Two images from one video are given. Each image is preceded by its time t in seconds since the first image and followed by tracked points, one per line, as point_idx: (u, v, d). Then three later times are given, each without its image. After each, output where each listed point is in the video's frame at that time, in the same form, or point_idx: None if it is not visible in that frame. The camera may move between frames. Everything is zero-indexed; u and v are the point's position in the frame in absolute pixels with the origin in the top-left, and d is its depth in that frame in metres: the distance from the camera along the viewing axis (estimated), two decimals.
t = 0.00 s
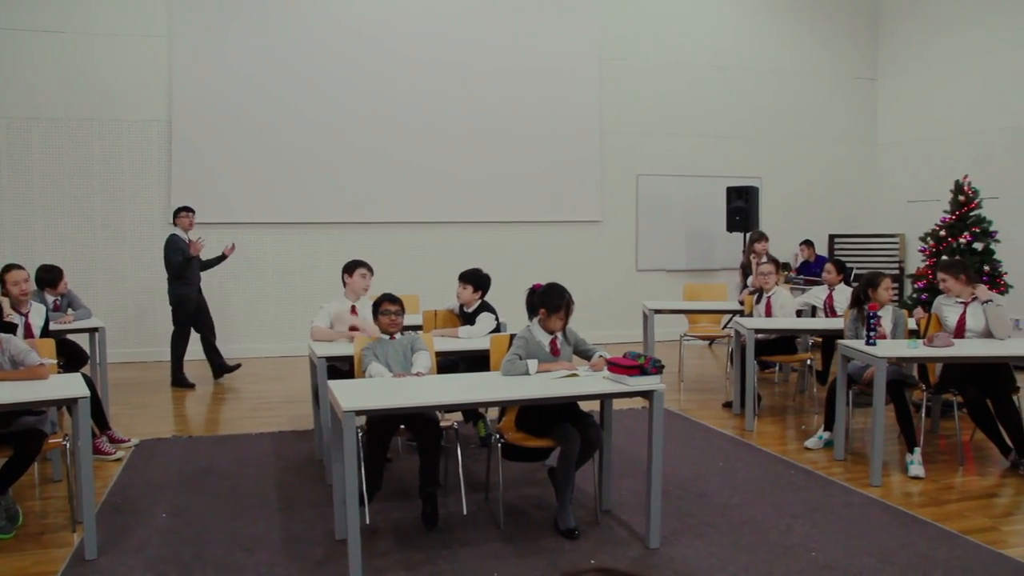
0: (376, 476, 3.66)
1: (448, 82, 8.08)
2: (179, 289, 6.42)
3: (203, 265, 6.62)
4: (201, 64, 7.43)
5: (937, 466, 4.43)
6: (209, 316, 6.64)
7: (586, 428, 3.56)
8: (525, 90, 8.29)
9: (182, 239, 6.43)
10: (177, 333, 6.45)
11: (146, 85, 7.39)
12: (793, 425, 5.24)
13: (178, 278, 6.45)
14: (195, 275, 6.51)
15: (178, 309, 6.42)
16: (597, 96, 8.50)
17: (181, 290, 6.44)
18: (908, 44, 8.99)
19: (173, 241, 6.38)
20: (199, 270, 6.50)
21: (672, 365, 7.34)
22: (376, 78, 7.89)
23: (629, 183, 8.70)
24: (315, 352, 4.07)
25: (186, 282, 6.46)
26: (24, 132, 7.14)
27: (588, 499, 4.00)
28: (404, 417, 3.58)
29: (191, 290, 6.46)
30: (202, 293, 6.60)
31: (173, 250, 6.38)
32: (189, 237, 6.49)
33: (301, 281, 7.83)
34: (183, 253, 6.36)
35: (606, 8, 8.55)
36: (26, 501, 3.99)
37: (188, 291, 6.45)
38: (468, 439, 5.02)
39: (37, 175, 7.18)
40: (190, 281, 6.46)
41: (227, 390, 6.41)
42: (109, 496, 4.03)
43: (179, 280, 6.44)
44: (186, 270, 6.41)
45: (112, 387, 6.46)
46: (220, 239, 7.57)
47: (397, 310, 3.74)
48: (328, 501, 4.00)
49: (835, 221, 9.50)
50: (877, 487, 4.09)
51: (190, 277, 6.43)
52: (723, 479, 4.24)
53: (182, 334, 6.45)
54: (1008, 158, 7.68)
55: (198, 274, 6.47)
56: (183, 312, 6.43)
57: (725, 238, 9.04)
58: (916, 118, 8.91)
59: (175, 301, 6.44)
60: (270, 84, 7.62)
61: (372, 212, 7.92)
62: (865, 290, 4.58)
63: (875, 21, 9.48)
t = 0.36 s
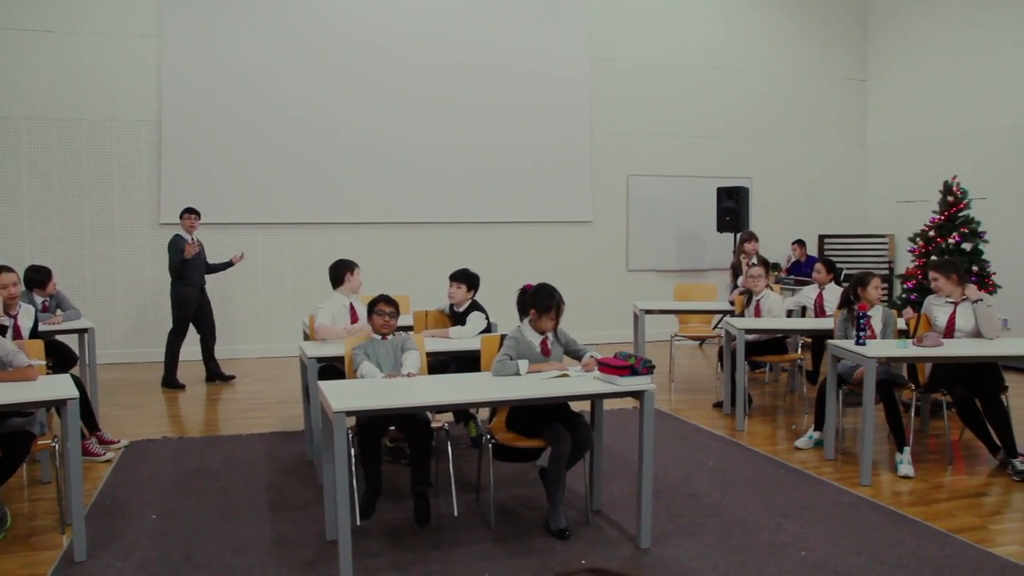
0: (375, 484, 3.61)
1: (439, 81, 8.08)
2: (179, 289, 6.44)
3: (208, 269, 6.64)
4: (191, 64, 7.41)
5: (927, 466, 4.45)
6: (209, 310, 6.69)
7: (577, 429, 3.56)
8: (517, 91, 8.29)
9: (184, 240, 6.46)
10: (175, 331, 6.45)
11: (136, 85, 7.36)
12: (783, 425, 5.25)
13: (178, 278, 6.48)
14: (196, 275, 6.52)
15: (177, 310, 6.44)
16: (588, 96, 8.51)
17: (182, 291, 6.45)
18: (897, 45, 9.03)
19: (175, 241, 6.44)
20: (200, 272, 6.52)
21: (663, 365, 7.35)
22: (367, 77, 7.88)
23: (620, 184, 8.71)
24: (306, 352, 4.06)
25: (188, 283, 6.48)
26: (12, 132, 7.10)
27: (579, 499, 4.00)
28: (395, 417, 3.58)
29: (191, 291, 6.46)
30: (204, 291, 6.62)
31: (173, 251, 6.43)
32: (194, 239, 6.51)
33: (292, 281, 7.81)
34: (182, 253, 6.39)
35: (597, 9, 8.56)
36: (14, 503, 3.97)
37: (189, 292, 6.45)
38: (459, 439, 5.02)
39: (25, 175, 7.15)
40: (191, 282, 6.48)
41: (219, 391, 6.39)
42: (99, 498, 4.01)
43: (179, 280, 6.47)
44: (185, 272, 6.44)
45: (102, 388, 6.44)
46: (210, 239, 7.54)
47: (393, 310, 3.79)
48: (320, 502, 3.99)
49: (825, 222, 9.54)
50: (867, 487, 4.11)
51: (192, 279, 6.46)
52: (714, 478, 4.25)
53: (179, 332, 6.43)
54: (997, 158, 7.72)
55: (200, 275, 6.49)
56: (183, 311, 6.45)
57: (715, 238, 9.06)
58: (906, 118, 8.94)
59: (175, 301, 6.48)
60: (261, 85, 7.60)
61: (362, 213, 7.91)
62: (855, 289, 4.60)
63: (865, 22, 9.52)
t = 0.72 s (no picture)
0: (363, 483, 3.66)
1: (425, 81, 8.07)
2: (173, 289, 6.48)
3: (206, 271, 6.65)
4: (175, 63, 7.37)
5: (910, 464, 4.48)
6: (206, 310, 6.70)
7: (563, 429, 3.56)
8: (503, 91, 8.30)
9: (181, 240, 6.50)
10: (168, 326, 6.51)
11: (119, 84, 7.31)
12: (768, 424, 5.27)
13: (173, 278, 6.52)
14: (191, 277, 6.54)
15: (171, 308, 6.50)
16: (574, 96, 8.52)
17: (177, 291, 6.50)
18: (881, 46, 9.08)
19: (173, 241, 6.45)
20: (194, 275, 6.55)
21: (649, 365, 7.37)
22: (353, 77, 7.86)
23: (606, 184, 8.73)
24: (291, 353, 4.04)
25: (183, 284, 6.53)
26: None
27: (565, 499, 4.01)
28: (380, 418, 3.57)
29: (185, 291, 6.50)
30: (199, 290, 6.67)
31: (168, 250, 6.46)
32: (190, 238, 6.55)
33: (277, 282, 7.77)
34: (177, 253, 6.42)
35: (583, 9, 8.57)
36: None
37: (183, 292, 6.49)
38: (444, 440, 5.02)
39: (7, 175, 7.08)
40: (186, 283, 6.52)
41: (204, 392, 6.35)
42: (81, 500, 3.98)
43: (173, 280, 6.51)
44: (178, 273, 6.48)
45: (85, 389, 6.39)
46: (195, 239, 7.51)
47: (377, 311, 3.75)
48: (305, 503, 3.98)
49: (809, 222, 9.59)
50: (851, 486, 4.13)
51: (188, 280, 6.51)
52: (699, 478, 4.26)
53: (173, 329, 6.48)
54: (979, 159, 7.78)
55: (195, 278, 6.55)
56: (176, 311, 6.50)
57: (700, 238, 9.10)
58: (890, 120, 9.00)
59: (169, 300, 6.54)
60: (245, 84, 7.56)
61: (347, 213, 7.89)
62: (839, 289, 4.62)
63: (849, 23, 9.57)
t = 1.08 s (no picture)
0: (339, 484, 3.69)
1: (408, 81, 8.06)
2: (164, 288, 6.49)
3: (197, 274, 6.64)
4: (156, 62, 7.32)
5: (891, 463, 4.51)
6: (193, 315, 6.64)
7: (546, 429, 3.57)
8: (486, 91, 8.30)
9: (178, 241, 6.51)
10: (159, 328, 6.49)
11: (99, 83, 7.25)
12: (751, 424, 5.30)
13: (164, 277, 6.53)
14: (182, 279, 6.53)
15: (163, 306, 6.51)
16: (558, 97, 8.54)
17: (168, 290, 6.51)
18: (862, 47, 9.15)
19: (169, 242, 6.44)
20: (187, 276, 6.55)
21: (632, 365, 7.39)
22: (335, 77, 7.84)
23: (590, 185, 8.75)
24: (273, 354, 4.02)
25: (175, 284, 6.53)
26: None
27: (548, 500, 4.01)
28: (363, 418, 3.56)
29: (175, 291, 6.49)
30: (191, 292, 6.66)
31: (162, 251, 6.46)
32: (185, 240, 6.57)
33: (260, 282, 7.73)
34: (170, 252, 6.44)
35: (567, 10, 8.59)
36: None
37: (175, 291, 6.49)
38: (427, 441, 5.01)
39: None
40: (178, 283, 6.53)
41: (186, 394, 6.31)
42: (62, 503, 3.94)
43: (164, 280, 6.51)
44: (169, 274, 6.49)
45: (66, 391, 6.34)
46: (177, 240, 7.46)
47: (363, 314, 3.73)
48: (288, 505, 3.96)
49: (791, 222, 9.64)
50: (833, 485, 4.16)
51: (179, 280, 6.52)
52: (683, 478, 4.27)
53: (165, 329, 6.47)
54: (959, 161, 7.86)
55: (187, 278, 6.55)
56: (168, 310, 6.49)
57: (683, 238, 9.14)
58: (871, 122, 9.06)
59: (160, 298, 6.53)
60: (227, 83, 7.52)
61: (330, 213, 7.86)
62: (821, 289, 4.65)
63: (831, 25, 9.64)
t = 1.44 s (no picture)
0: (329, 484, 3.69)
1: (395, 82, 8.05)
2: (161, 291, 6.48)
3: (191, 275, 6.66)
4: (142, 62, 7.29)
5: (877, 462, 4.53)
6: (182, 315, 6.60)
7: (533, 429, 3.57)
8: (475, 92, 8.30)
9: (172, 243, 6.53)
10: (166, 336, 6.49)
11: (85, 83, 7.21)
12: (738, 424, 5.31)
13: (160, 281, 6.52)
14: (177, 280, 6.53)
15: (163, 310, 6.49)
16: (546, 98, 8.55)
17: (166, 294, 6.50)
18: (848, 49, 9.20)
19: (162, 242, 6.48)
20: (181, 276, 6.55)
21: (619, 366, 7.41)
22: (323, 77, 7.82)
23: (578, 186, 8.76)
24: (261, 355, 4.01)
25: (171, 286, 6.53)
26: None
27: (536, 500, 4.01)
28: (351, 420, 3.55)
29: (172, 292, 6.48)
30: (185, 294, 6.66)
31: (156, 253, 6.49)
32: (182, 241, 6.59)
33: (247, 283, 7.70)
34: (164, 252, 6.47)
35: (555, 11, 8.60)
36: None
37: (173, 293, 6.49)
38: (415, 441, 5.01)
39: None
40: (173, 284, 6.52)
41: (172, 395, 6.28)
42: (47, 505, 3.92)
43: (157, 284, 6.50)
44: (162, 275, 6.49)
45: (51, 393, 6.30)
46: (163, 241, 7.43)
47: (349, 316, 3.72)
48: (276, 506, 3.95)
49: (778, 223, 9.69)
50: (820, 484, 4.18)
51: (173, 281, 6.52)
52: (671, 478, 4.28)
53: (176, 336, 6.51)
54: (944, 162, 7.91)
55: (181, 279, 6.55)
56: (171, 314, 6.49)
57: (670, 239, 9.17)
58: (858, 123, 9.11)
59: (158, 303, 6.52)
60: (214, 84, 7.50)
61: (317, 214, 7.85)
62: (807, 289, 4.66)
63: (817, 27, 9.69)
